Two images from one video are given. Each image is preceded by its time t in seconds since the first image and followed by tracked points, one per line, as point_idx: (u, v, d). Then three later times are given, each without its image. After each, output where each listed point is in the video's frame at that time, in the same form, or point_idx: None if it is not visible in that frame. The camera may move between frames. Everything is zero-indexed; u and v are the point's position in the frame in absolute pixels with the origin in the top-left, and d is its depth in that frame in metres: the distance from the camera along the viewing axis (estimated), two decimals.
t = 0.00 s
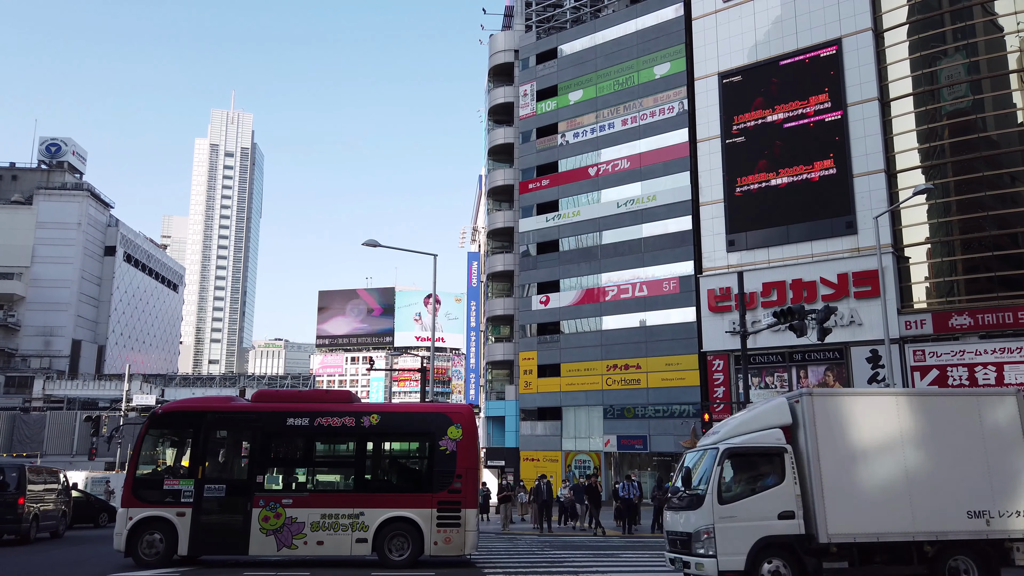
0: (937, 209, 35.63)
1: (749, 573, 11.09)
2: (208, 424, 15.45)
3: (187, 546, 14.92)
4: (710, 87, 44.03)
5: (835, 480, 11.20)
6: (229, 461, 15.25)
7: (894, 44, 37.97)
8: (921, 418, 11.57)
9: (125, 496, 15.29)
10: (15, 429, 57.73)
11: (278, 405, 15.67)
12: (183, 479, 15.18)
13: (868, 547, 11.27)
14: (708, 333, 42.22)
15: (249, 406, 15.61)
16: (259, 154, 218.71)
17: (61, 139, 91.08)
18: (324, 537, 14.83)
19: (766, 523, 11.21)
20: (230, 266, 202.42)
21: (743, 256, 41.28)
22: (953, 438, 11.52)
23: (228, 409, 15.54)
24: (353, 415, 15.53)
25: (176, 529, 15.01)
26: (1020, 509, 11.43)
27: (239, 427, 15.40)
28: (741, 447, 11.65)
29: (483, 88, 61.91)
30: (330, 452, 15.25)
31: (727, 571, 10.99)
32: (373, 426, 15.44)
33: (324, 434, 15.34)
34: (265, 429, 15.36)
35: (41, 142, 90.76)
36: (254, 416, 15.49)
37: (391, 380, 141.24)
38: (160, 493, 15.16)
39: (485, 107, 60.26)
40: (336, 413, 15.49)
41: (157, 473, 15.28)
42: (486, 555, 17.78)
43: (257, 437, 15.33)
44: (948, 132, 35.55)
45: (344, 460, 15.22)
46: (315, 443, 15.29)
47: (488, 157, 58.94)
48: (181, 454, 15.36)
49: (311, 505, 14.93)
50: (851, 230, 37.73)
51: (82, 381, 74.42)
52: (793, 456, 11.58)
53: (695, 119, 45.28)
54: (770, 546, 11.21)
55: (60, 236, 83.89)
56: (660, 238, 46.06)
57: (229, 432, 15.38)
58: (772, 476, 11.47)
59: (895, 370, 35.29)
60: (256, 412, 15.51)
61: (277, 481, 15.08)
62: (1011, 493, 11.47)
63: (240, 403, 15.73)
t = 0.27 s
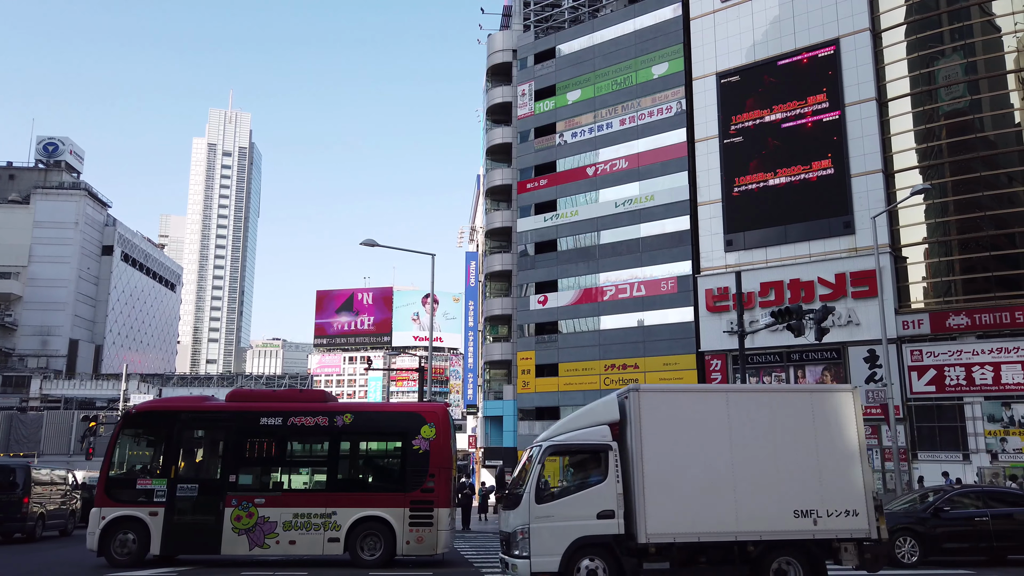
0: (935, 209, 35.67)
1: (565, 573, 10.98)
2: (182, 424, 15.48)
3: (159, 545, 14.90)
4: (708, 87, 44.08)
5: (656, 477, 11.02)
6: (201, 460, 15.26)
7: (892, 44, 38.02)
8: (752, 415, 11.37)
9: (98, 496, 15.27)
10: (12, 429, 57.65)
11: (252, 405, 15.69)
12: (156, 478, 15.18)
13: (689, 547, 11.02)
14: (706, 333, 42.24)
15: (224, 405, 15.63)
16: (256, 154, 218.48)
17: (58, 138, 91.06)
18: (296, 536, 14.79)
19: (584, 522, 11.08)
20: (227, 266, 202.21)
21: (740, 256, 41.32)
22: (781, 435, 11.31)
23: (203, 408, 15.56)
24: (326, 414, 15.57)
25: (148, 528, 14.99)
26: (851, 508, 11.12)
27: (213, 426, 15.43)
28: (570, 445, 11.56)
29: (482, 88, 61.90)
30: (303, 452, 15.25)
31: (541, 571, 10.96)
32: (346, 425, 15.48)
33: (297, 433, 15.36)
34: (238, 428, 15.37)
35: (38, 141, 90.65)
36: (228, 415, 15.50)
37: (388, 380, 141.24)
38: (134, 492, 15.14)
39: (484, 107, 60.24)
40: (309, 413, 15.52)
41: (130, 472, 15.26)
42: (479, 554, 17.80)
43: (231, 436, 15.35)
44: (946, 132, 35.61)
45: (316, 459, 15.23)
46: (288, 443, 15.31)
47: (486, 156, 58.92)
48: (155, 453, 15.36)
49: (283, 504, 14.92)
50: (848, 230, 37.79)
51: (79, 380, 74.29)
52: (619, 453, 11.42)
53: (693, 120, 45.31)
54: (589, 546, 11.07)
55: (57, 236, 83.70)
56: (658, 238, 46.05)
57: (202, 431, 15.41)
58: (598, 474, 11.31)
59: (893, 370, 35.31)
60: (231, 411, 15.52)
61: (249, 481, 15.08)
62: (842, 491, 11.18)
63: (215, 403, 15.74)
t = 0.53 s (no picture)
0: (932, 209, 35.74)
1: (376, 574, 10.81)
2: (157, 424, 15.45)
3: (133, 545, 14.91)
4: (707, 87, 44.20)
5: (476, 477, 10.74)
6: (174, 460, 15.24)
7: (889, 45, 38.05)
8: (582, 412, 11.15)
9: (72, 496, 15.22)
10: (9, 428, 57.56)
11: (226, 405, 15.65)
12: (130, 479, 15.16)
13: (509, 547, 10.85)
14: (703, 332, 42.32)
15: (199, 405, 15.63)
16: (254, 153, 218.32)
17: (56, 137, 90.96)
18: (270, 536, 14.76)
19: (398, 523, 10.90)
20: (225, 266, 202.04)
21: (738, 256, 41.36)
22: (609, 433, 11.10)
23: (177, 409, 15.55)
24: (300, 415, 15.58)
25: (122, 528, 14.97)
26: (678, 506, 11.03)
27: (188, 426, 15.43)
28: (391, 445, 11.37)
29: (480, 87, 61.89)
30: (277, 452, 15.24)
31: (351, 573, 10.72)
32: (320, 425, 15.48)
33: (271, 434, 15.35)
34: (212, 429, 15.37)
35: (35, 140, 90.57)
36: (202, 415, 15.50)
37: (386, 379, 141.23)
38: (107, 492, 15.11)
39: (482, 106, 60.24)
40: (283, 413, 15.52)
41: (104, 472, 15.24)
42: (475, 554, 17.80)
43: (204, 437, 15.35)
44: (943, 133, 35.67)
45: (288, 459, 15.23)
46: (262, 443, 15.29)
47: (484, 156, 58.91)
48: (130, 453, 15.35)
49: (256, 504, 14.88)
50: (846, 230, 37.80)
51: (76, 380, 74.23)
52: (441, 451, 11.27)
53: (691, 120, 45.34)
54: (401, 547, 10.90)
55: (54, 235, 83.58)
56: (656, 238, 46.06)
57: (179, 431, 15.41)
58: (417, 473, 11.14)
59: (890, 370, 35.38)
60: (205, 411, 15.52)
61: (223, 481, 15.06)
62: (671, 489, 11.07)
63: (190, 403, 15.73)
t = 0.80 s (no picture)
0: (929, 209, 35.82)
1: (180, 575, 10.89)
2: (131, 425, 15.40)
3: (107, 546, 14.97)
4: (704, 88, 44.24)
5: (294, 478, 10.84)
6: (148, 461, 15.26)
7: (887, 45, 38.06)
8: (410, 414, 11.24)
9: (46, 496, 15.29)
10: (5, 429, 57.50)
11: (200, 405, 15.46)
12: (104, 479, 15.20)
13: (324, 547, 10.99)
14: (701, 333, 42.43)
15: (174, 406, 15.48)
16: (251, 153, 218.04)
17: (52, 136, 90.81)
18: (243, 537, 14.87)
19: (206, 524, 11.00)
20: (222, 265, 201.88)
21: (735, 256, 41.41)
22: (429, 435, 11.20)
23: (151, 409, 15.44)
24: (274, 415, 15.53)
25: (96, 529, 15.06)
26: (506, 509, 11.18)
27: (163, 425, 15.40)
28: (204, 443, 11.41)
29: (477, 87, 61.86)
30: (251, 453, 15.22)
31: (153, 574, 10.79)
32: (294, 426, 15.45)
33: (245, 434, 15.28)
34: (186, 429, 15.32)
35: (32, 139, 90.41)
36: (175, 416, 15.40)
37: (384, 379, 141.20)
38: (81, 492, 15.17)
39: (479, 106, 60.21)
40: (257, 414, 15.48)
41: (79, 472, 15.28)
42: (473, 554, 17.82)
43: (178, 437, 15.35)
44: (940, 133, 35.72)
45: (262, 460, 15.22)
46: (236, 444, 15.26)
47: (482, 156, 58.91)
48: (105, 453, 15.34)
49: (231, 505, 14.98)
50: (843, 230, 37.82)
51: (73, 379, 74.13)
52: (258, 449, 11.37)
53: (689, 120, 45.35)
54: (212, 548, 11.00)
55: (50, 235, 83.44)
56: (653, 238, 46.05)
57: (155, 431, 15.40)
58: (233, 473, 11.23)
59: (887, 370, 35.41)
60: (180, 411, 15.38)
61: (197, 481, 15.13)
62: (500, 493, 11.20)
63: (165, 403, 15.63)
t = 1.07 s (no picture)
0: (927, 210, 35.86)
1: None
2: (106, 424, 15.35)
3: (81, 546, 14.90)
4: (702, 88, 44.20)
5: (127, 474, 11.81)
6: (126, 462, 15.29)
7: (884, 46, 38.08)
8: (236, 421, 12.27)
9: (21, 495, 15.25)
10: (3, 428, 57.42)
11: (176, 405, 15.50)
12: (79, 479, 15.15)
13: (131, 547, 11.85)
14: (699, 333, 42.24)
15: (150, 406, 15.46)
16: (249, 153, 217.83)
17: (50, 136, 90.78)
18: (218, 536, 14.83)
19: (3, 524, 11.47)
20: (220, 265, 201.73)
21: (733, 256, 41.42)
22: (241, 442, 12.23)
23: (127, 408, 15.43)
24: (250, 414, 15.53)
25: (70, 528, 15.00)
26: (325, 510, 12.29)
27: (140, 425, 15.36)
28: (14, 442, 11.94)
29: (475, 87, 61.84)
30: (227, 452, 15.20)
31: None
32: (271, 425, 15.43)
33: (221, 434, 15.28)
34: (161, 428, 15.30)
35: (29, 139, 90.30)
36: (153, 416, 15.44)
37: (381, 379, 141.11)
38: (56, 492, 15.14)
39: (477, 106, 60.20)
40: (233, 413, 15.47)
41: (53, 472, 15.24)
42: (470, 554, 17.83)
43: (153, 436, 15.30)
44: (937, 134, 35.75)
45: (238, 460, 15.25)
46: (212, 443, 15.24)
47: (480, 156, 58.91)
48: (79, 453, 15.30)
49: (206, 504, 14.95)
50: (841, 230, 37.89)
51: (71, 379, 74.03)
52: (64, 446, 11.97)
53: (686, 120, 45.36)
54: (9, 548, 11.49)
55: (48, 234, 83.36)
56: (651, 238, 46.06)
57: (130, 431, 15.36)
58: (40, 469, 11.82)
59: (884, 370, 35.45)
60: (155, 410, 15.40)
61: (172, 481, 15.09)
62: (323, 493, 12.31)
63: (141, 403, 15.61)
